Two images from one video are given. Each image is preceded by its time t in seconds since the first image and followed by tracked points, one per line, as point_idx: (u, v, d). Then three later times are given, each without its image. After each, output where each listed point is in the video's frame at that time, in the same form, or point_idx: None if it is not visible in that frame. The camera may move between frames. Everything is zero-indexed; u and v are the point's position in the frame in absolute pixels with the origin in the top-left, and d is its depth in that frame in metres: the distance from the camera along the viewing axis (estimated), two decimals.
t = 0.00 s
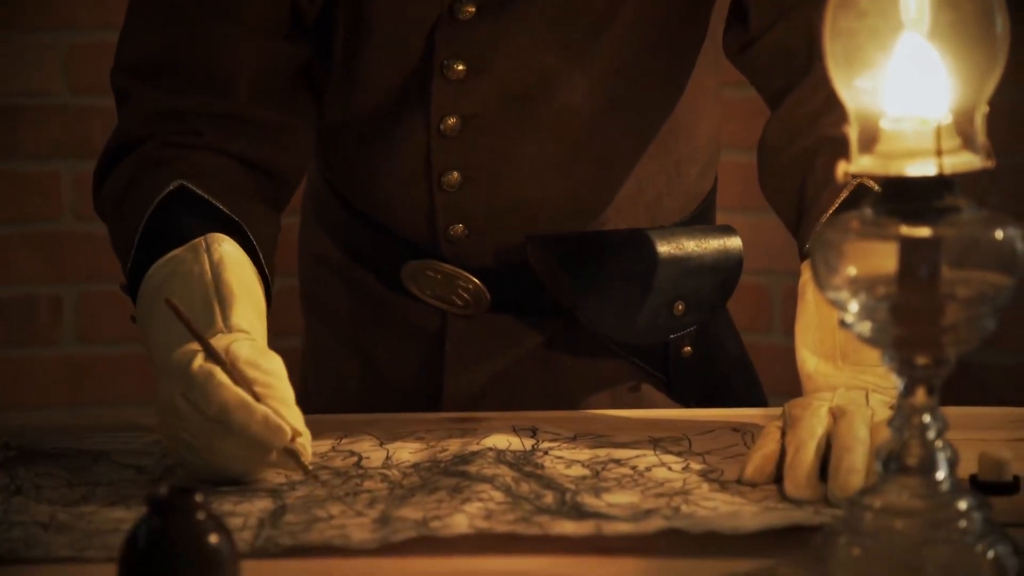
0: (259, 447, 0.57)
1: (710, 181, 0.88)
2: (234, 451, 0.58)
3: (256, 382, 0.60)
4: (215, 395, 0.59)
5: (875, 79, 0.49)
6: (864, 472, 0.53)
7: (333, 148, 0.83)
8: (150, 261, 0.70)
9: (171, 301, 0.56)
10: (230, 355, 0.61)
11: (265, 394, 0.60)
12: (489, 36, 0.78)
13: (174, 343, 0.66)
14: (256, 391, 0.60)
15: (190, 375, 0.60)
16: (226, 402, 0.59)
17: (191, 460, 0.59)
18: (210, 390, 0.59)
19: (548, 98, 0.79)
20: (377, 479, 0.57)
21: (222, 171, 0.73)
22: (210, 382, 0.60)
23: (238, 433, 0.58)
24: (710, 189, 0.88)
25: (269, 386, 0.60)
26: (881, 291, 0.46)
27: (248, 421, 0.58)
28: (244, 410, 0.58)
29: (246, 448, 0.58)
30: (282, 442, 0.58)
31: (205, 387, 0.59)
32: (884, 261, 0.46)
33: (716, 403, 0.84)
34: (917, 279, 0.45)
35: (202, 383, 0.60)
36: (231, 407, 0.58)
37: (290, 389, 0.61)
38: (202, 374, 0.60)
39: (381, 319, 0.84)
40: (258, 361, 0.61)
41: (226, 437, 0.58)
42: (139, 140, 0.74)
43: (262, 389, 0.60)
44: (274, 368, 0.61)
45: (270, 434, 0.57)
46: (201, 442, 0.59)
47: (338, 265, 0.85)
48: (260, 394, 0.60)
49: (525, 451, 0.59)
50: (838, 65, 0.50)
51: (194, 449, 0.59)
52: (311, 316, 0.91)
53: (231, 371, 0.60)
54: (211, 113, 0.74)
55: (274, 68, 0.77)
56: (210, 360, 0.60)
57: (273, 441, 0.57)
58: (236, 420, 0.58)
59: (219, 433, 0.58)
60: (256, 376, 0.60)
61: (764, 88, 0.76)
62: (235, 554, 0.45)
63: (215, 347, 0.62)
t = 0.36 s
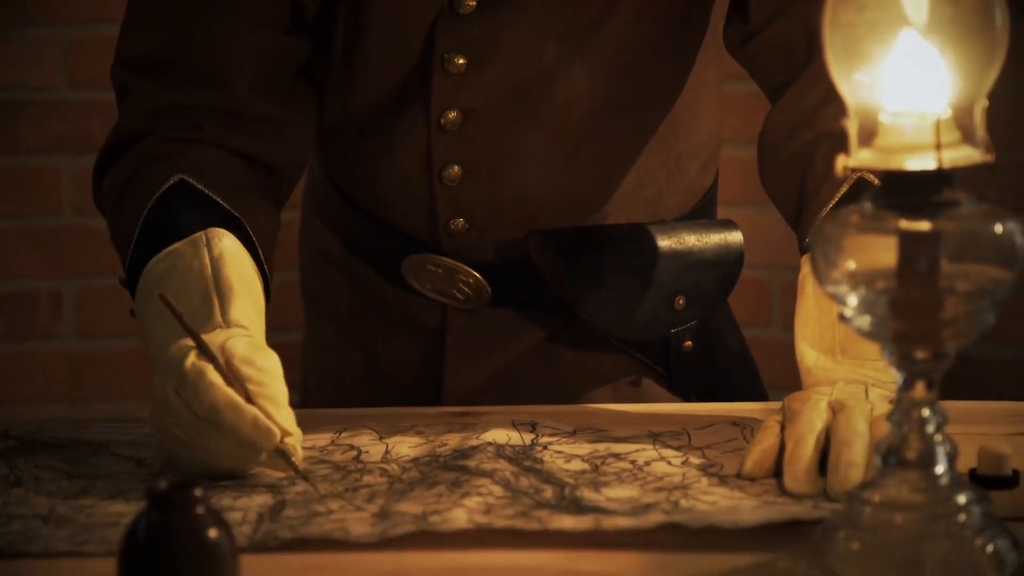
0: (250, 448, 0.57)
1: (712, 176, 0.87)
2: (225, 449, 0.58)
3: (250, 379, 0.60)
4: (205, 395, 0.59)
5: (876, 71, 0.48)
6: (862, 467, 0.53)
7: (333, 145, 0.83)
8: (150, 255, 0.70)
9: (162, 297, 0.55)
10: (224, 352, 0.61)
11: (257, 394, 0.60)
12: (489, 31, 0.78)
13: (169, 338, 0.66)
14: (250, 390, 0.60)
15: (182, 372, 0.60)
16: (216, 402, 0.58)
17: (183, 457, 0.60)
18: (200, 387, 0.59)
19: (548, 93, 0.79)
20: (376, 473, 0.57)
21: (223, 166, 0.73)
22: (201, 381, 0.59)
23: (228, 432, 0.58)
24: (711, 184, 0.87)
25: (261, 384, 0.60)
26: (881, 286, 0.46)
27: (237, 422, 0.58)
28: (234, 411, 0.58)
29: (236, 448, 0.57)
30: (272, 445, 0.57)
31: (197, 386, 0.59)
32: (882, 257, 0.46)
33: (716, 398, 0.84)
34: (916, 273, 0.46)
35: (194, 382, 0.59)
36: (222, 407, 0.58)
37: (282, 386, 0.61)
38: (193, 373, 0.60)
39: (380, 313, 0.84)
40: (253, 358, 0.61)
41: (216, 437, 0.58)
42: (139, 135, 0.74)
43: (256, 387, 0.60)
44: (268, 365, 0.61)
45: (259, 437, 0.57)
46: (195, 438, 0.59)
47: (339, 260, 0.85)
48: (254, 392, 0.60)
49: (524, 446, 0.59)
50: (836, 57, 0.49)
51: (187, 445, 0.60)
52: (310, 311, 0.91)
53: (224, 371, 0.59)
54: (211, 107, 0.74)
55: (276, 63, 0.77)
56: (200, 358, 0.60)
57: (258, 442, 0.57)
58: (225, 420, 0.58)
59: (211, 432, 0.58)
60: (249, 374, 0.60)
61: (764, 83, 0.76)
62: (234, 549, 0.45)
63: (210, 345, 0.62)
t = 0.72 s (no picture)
0: (249, 444, 0.57)
1: (712, 172, 0.87)
2: (225, 445, 0.58)
3: (249, 375, 0.60)
4: (205, 391, 0.59)
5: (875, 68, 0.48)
6: (862, 462, 0.53)
7: (334, 141, 0.83)
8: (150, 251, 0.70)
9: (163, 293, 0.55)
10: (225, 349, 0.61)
11: (257, 389, 0.60)
12: (490, 27, 0.78)
13: (169, 334, 0.66)
14: (250, 387, 0.60)
15: (182, 369, 0.60)
16: (216, 398, 0.58)
17: (181, 453, 0.60)
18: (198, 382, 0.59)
19: (549, 89, 0.79)
20: (376, 469, 0.57)
21: (224, 163, 0.73)
22: (202, 377, 0.59)
23: (228, 428, 0.58)
24: (711, 181, 0.87)
25: (261, 380, 0.60)
26: (881, 282, 0.46)
27: (236, 418, 0.58)
28: (233, 407, 0.58)
29: (235, 443, 0.58)
30: (271, 440, 0.57)
31: (196, 382, 0.59)
32: (881, 254, 0.46)
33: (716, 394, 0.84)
34: (915, 268, 0.46)
35: (194, 378, 0.59)
36: (222, 403, 0.58)
37: (284, 381, 0.61)
38: (193, 369, 0.60)
39: (380, 309, 0.84)
40: (253, 354, 0.61)
41: (215, 432, 0.58)
42: (139, 131, 0.74)
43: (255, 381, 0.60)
44: (268, 360, 0.61)
45: (259, 433, 0.57)
46: (195, 434, 0.59)
47: (339, 256, 0.85)
48: (253, 387, 0.60)
49: (523, 442, 0.59)
50: (836, 54, 0.50)
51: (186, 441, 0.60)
52: (310, 307, 0.91)
53: (223, 368, 0.60)
54: (212, 104, 0.74)
55: (277, 59, 0.77)
56: (200, 354, 0.61)
57: (259, 439, 0.57)
58: (225, 415, 0.58)
59: (210, 428, 0.58)
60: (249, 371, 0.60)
61: (765, 79, 0.76)
62: (234, 545, 0.45)
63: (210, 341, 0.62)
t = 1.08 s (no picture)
0: (242, 437, 0.57)
1: (711, 166, 0.87)
2: (218, 437, 0.58)
3: (244, 368, 0.61)
4: (199, 382, 0.59)
5: (875, 62, 0.48)
6: (862, 456, 0.53)
7: (336, 134, 0.83)
8: (151, 244, 0.70)
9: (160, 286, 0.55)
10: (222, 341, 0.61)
11: (251, 382, 0.60)
12: (491, 20, 0.78)
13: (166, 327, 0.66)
14: (244, 379, 0.60)
15: (177, 361, 0.60)
16: (209, 390, 0.59)
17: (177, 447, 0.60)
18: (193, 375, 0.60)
19: (550, 83, 0.79)
20: (376, 462, 0.57)
21: (225, 156, 0.73)
22: (196, 370, 0.59)
23: (220, 421, 0.58)
24: (710, 175, 0.87)
25: (256, 372, 0.61)
26: (881, 275, 0.46)
27: (228, 412, 0.58)
28: (226, 400, 0.58)
29: (228, 436, 0.58)
30: (264, 433, 0.57)
31: (191, 374, 0.59)
32: (881, 247, 0.46)
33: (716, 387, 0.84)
34: (915, 261, 0.46)
35: (188, 370, 0.60)
36: (215, 396, 0.58)
37: (278, 373, 0.61)
38: (188, 362, 0.60)
39: (380, 301, 0.84)
40: (249, 347, 0.61)
41: (207, 425, 0.58)
42: (141, 125, 0.74)
43: (248, 373, 0.60)
44: (264, 354, 0.61)
45: (252, 425, 0.57)
46: (190, 426, 0.59)
47: (340, 248, 0.85)
48: (247, 380, 0.60)
49: (523, 435, 0.60)
50: (835, 48, 0.49)
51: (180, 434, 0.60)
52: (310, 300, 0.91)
53: (217, 361, 0.60)
54: (212, 98, 0.74)
55: (279, 52, 0.77)
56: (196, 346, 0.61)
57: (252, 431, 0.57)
58: (217, 406, 0.58)
59: (202, 420, 0.58)
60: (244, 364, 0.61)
61: (766, 72, 0.76)
62: (233, 537, 0.45)
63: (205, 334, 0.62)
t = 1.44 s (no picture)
0: (242, 431, 0.57)
1: (712, 162, 0.87)
2: (217, 433, 0.58)
3: (243, 363, 0.61)
4: (198, 378, 0.59)
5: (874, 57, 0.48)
6: (862, 451, 0.53)
7: (336, 130, 0.83)
8: (150, 239, 0.70)
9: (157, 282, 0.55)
10: (219, 336, 0.61)
11: (251, 377, 0.60)
12: (491, 16, 0.78)
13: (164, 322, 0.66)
14: (243, 374, 0.60)
15: (176, 357, 0.61)
16: (208, 386, 0.59)
17: (176, 441, 0.60)
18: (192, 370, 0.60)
19: (550, 79, 0.79)
20: (375, 458, 0.57)
21: (225, 152, 0.73)
22: (195, 365, 0.60)
23: (219, 417, 0.58)
24: (710, 171, 0.87)
25: (255, 367, 0.61)
26: (880, 270, 0.46)
27: (228, 407, 0.58)
28: (226, 396, 0.58)
29: (228, 431, 0.58)
30: (265, 428, 0.57)
31: (190, 370, 0.60)
32: (881, 242, 0.46)
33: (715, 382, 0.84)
34: (914, 256, 0.46)
35: (188, 366, 0.60)
36: (214, 392, 0.58)
37: (278, 367, 0.61)
38: (187, 357, 0.60)
39: (380, 297, 0.84)
40: (248, 341, 0.61)
41: (206, 420, 0.58)
42: (141, 120, 0.74)
43: (246, 369, 0.60)
44: (263, 348, 0.61)
45: (252, 420, 0.57)
46: (189, 422, 0.59)
47: (339, 244, 0.85)
48: (247, 375, 0.60)
49: (523, 431, 0.60)
50: (836, 45, 0.50)
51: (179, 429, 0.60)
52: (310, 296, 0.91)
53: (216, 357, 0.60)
54: (212, 93, 0.74)
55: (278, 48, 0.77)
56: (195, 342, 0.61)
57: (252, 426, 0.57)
58: (216, 402, 0.58)
59: (201, 416, 0.58)
60: (242, 359, 0.61)
61: (766, 68, 0.76)
62: (233, 533, 0.45)
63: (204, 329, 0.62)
